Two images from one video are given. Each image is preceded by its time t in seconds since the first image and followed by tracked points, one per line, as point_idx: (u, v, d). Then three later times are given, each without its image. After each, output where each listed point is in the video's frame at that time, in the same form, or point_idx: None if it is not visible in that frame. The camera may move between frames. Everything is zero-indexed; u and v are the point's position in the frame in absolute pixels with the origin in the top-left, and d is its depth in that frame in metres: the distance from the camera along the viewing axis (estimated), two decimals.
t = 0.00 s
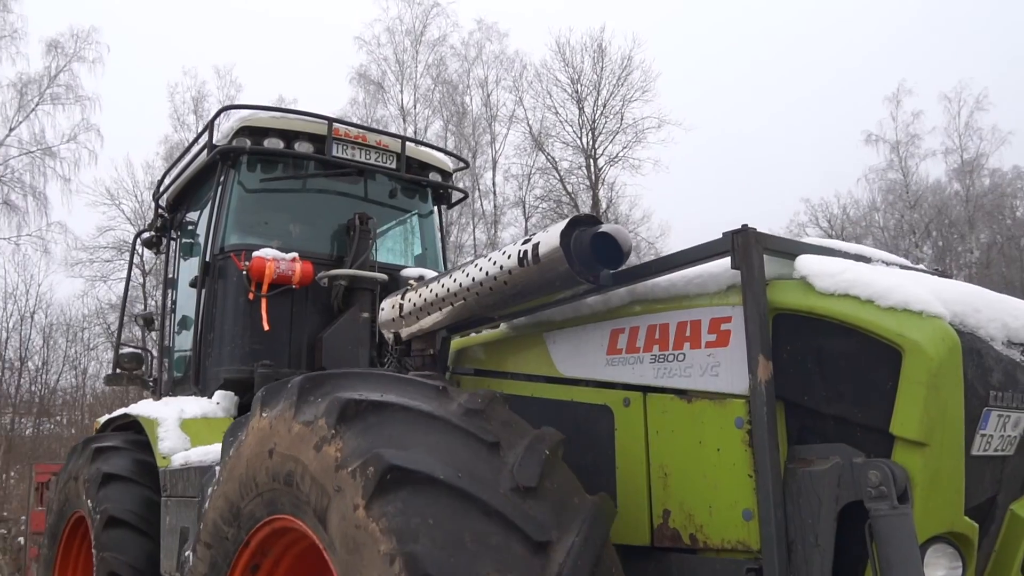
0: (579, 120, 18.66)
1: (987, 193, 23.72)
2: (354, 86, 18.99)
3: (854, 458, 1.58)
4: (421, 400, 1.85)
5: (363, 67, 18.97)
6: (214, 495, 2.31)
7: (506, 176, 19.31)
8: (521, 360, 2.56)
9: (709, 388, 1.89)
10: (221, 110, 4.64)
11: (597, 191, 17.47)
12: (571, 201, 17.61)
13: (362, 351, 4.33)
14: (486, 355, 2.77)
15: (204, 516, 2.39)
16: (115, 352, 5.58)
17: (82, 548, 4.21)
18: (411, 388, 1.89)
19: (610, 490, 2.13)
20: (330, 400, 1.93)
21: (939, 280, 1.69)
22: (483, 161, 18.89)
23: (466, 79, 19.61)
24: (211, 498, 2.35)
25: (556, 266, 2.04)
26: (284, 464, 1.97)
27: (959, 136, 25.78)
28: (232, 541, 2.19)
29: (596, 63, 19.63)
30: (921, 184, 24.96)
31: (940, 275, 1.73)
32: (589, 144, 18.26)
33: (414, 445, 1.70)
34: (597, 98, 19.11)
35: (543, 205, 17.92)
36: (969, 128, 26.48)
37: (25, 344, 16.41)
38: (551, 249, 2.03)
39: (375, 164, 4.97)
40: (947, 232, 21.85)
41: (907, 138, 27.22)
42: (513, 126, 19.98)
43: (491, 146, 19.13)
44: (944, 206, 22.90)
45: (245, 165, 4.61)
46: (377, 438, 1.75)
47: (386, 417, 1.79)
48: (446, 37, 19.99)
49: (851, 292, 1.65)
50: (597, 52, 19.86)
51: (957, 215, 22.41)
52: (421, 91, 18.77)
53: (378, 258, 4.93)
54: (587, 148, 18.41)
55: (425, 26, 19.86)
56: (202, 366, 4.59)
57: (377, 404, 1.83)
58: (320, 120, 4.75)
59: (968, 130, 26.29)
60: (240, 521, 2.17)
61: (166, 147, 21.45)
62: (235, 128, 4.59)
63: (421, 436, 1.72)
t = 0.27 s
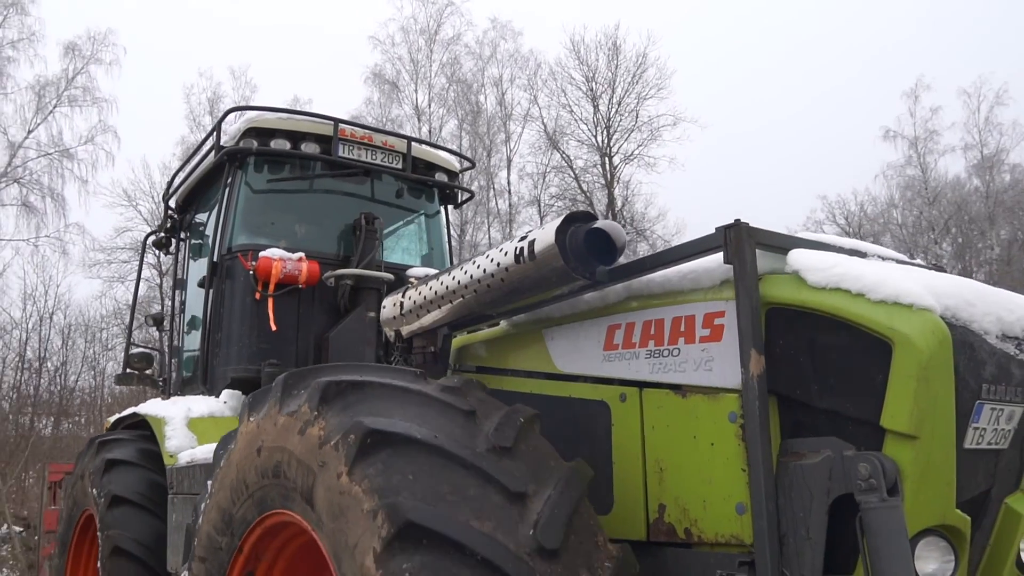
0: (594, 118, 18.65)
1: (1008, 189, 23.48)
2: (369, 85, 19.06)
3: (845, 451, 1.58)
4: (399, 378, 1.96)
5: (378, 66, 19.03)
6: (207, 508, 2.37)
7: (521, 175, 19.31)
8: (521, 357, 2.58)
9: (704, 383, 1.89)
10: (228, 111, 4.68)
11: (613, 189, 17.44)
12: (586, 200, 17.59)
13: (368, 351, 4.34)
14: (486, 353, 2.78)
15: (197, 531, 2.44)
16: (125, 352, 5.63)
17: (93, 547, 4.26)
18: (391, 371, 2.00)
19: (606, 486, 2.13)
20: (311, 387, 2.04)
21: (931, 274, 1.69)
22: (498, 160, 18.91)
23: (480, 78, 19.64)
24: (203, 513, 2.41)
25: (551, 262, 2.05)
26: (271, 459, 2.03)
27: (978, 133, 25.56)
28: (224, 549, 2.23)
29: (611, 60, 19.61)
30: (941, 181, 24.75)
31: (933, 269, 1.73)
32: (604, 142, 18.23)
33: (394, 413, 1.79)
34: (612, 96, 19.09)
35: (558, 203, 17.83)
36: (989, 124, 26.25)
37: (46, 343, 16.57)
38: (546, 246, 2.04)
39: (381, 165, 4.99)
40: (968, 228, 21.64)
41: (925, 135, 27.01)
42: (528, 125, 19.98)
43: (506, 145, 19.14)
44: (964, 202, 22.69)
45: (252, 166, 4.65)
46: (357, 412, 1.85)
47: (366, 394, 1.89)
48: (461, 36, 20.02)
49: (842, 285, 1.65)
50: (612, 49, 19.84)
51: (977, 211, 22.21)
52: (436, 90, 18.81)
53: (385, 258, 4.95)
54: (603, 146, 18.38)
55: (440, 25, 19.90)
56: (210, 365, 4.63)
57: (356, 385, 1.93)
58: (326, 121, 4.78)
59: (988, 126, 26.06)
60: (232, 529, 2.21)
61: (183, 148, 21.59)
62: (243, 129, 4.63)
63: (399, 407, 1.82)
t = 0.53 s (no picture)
0: (607, 116, 18.62)
1: None
2: (382, 85, 19.10)
3: (834, 446, 1.57)
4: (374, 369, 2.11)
5: (391, 66, 19.08)
6: (200, 526, 2.44)
7: (535, 173, 19.29)
8: (518, 356, 2.58)
9: (696, 380, 1.90)
10: (233, 113, 4.71)
11: (627, 187, 17.41)
12: (599, 198, 17.56)
13: (372, 351, 4.38)
14: (486, 351, 2.79)
15: (192, 549, 2.50)
16: (134, 352, 5.68)
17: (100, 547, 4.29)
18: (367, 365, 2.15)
19: (601, 483, 2.13)
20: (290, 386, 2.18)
21: (922, 269, 1.68)
22: (511, 159, 18.92)
23: (493, 77, 19.66)
24: (196, 531, 2.48)
25: (545, 260, 2.06)
26: (255, 461, 2.15)
27: (996, 128, 25.33)
28: (219, 561, 2.30)
29: (624, 58, 19.57)
30: (958, 178, 24.54)
31: (925, 264, 1.72)
32: (617, 140, 18.19)
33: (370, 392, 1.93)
34: (625, 94, 19.05)
35: (571, 201, 17.78)
36: (1007, 119, 26.01)
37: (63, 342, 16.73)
38: (539, 244, 2.05)
39: (385, 165, 5.01)
40: (986, 224, 21.45)
41: (942, 131, 26.80)
42: (540, 124, 19.98)
43: (519, 143, 19.14)
44: (983, 198, 22.50)
45: (257, 167, 4.67)
46: (334, 396, 1.99)
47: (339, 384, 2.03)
48: (473, 35, 20.04)
49: (831, 280, 1.65)
50: (624, 47, 19.79)
51: (995, 207, 22.02)
52: (449, 89, 18.85)
53: (389, 258, 4.97)
54: (616, 144, 18.33)
55: (452, 24, 19.92)
56: (216, 366, 4.66)
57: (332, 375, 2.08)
58: (330, 122, 4.80)
59: (1006, 121, 25.82)
60: (223, 541, 2.29)
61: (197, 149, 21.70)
62: (247, 131, 4.65)
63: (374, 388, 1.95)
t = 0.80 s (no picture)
0: (621, 115, 18.62)
1: None
2: (395, 85, 19.18)
3: (824, 439, 1.59)
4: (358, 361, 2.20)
5: (404, 66, 19.15)
6: (198, 541, 2.47)
7: (548, 173, 19.31)
8: (519, 353, 2.60)
9: (690, 374, 1.91)
10: (240, 116, 4.76)
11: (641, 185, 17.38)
12: (613, 197, 17.54)
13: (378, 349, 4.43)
14: (487, 349, 2.81)
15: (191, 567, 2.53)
16: (144, 353, 5.74)
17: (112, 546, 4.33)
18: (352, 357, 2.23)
19: (599, 479, 2.15)
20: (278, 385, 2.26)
21: (913, 262, 1.68)
22: (525, 158, 18.95)
23: (506, 76, 19.70)
24: (195, 547, 2.51)
25: (540, 257, 2.07)
26: (247, 460, 2.21)
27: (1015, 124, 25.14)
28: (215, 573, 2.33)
29: (637, 57, 19.55)
30: (976, 174, 24.36)
31: (917, 258, 1.73)
32: (631, 139, 18.17)
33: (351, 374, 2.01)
34: (639, 92, 19.04)
35: (585, 200, 17.75)
36: None
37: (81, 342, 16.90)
38: (535, 241, 2.07)
39: (391, 166, 5.04)
40: (1005, 220, 21.29)
41: (959, 127, 26.62)
42: (554, 123, 19.99)
43: (533, 142, 19.17)
44: (1002, 194, 22.33)
45: (264, 169, 4.71)
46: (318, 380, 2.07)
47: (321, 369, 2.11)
48: (486, 35, 20.09)
49: (822, 275, 1.66)
50: (637, 46, 19.78)
51: (1014, 203, 21.85)
52: (462, 89, 18.90)
53: (396, 259, 5.00)
54: (630, 143, 18.32)
55: (464, 24, 19.97)
56: (224, 366, 4.70)
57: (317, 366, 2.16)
58: (335, 123, 4.84)
59: None
60: (219, 553, 2.32)
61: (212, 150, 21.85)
62: (254, 133, 4.69)
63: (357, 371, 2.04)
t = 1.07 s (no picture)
0: (637, 113, 18.61)
1: None
2: (410, 85, 19.27)
3: (816, 434, 1.61)
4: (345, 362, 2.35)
5: (420, 66, 19.24)
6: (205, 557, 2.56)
7: (564, 172, 19.33)
8: (523, 351, 2.63)
9: (688, 371, 1.94)
10: (251, 119, 4.82)
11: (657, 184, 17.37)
12: (630, 196, 17.50)
13: (389, 349, 4.47)
14: (493, 348, 2.84)
15: None
16: (160, 355, 5.82)
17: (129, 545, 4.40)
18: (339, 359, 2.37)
19: (601, 475, 2.18)
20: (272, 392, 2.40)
21: (906, 259, 1.70)
22: (541, 157, 18.98)
23: (521, 76, 19.75)
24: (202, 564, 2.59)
25: (540, 257, 2.10)
26: (246, 465, 2.32)
27: None
28: None
29: (652, 55, 19.53)
30: (997, 170, 24.13)
31: (910, 256, 1.75)
32: (647, 138, 18.14)
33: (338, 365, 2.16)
34: (655, 91, 19.03)
35: (601, 199, 17.70)
36: None
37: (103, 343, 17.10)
38: (535, 242, 2.10)
39: (401, 168, 5.09)
40: None
41: (980, 123, 26.39)
42: (569, 122, 20.01)
43: (548, 142, 19.20)
44: None
45: (275, 172, 4.77)
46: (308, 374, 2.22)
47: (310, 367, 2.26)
48: (500, 34, 20.14)
49: (814, 272, 1.68)
50: (653, 44, 19.76)
51: None
52: (478, 89, 18.96)
53: (406, 259, 5.04)
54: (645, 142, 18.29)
55: (479, 24, 20.02)
56: (237, 367, 4.77)
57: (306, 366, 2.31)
58: (345, 127, 4.89)
59: None
60: (224, 565, 2.41)
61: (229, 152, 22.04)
62: (265, 137, 4.76)
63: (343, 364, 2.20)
